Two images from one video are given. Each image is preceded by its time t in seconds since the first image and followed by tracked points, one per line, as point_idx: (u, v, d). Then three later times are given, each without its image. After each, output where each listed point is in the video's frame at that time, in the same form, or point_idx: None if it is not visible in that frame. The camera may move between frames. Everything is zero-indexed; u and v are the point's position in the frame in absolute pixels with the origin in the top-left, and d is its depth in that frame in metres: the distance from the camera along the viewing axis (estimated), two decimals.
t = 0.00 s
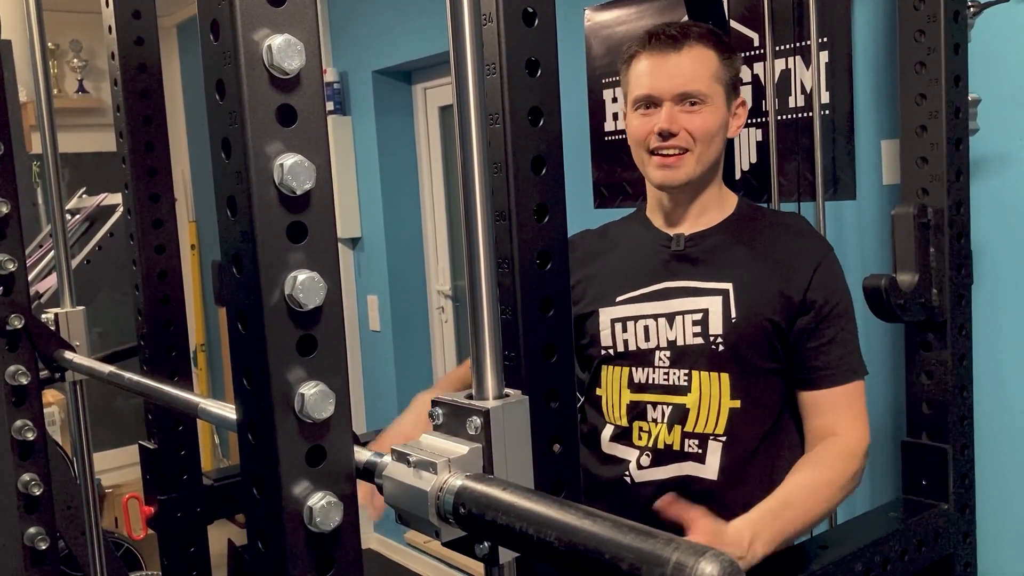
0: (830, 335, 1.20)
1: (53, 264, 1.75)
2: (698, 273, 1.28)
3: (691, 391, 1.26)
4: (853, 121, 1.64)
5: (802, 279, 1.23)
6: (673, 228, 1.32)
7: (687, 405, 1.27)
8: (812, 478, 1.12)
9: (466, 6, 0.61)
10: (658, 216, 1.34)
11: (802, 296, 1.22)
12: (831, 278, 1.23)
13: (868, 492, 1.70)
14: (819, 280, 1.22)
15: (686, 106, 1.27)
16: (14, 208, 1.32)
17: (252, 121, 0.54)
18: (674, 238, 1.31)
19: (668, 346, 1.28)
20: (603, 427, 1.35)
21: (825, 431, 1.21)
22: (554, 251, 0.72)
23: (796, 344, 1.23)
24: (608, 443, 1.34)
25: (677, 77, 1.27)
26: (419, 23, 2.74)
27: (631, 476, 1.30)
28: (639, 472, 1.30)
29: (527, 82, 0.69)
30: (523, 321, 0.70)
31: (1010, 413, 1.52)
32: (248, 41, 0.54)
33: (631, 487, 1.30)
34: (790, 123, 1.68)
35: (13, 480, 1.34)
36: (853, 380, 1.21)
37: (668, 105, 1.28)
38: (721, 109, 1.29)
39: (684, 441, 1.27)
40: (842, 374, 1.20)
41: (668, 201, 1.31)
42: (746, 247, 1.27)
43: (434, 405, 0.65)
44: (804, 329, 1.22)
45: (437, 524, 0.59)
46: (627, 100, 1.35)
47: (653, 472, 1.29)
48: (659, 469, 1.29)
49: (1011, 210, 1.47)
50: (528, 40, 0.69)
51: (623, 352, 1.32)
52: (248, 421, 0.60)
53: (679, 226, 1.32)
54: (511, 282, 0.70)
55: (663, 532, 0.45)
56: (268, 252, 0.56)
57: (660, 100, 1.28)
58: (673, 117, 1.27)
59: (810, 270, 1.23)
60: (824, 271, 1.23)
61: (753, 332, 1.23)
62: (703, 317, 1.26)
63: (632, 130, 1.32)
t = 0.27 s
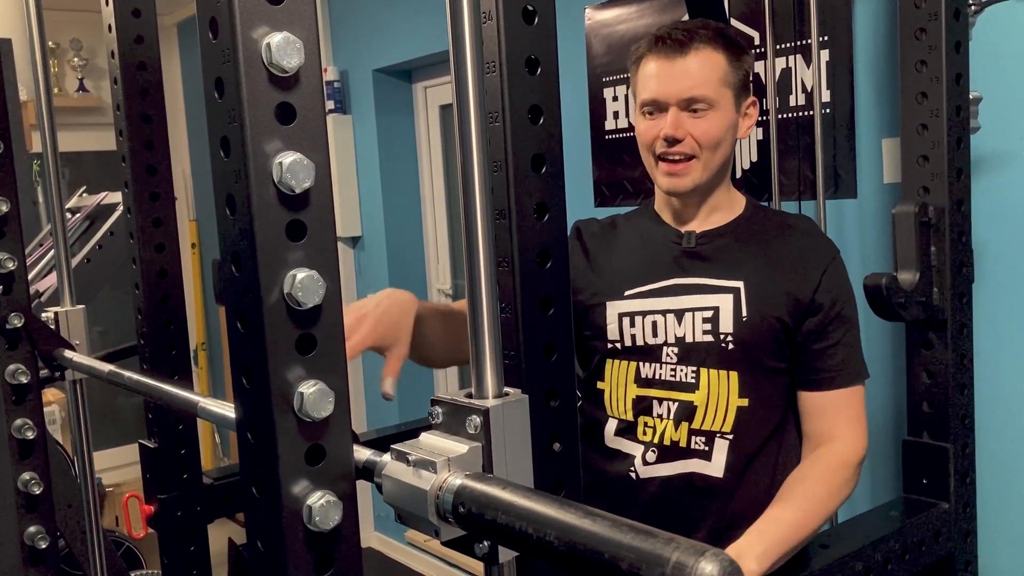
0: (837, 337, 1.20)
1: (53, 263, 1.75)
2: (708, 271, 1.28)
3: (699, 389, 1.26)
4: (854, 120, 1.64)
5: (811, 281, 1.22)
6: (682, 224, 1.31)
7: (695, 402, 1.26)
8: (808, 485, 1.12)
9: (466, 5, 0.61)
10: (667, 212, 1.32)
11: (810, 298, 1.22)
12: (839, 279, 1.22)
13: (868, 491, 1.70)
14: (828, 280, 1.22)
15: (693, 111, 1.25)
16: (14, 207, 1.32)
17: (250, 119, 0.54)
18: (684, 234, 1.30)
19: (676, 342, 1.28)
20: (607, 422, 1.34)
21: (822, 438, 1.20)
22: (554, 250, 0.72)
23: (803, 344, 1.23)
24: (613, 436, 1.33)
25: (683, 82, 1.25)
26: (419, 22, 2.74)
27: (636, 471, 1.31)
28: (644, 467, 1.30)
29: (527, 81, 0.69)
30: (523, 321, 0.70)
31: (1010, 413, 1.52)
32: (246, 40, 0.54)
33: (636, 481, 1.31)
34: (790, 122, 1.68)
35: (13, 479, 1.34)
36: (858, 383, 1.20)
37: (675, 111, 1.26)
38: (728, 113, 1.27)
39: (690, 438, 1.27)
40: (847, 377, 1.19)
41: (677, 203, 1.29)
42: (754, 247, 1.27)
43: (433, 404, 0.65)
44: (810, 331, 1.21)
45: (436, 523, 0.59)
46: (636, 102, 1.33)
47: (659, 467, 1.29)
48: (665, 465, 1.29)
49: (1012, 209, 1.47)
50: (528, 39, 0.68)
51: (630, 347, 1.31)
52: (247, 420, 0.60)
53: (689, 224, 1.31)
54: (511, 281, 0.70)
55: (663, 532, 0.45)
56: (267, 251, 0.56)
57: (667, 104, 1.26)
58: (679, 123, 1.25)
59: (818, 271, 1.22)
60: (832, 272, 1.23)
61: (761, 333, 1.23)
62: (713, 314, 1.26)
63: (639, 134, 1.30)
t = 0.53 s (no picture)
0: (841, 339, 1.20)
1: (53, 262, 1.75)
2: (713, 273, 1.28)
3: (702, 392, 1.26)
4: (856, 118, 1.63)
5: (814, 287, 1.21)
6: (686, 225, 1.30)
7: (698, 405, 1.26)
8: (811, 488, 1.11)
9: (466, 3, 0.60)
10: (672, 211, 1.32)
11: (815, 302, 1.21)
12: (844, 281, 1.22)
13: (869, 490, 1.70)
14: (833, 284, 1.21)
15: (706, 111, 1.25)
16: (14, 206, 1.32)
17: (250, 117, 0.54)
18: (689, 236, 1.29)
19: (680, 345, 1.28)
20: (608, 422, 1.34)
21: (827, 440, 1.20)
22: (554, 248, 0.72)
23: (807, 348, 1.22)
24: (613, 437, 1.33)
25: (696, 81, 1.24)
26: (420, 21, 2.73)
27: (638, 475, 1.30)
28: (646, 470, 1.29)
29: (527, 78, 0.68)
30: (523, 319, 0.70)
31: (1012, 412, 1.52)
32: (245, 37, 0.53)
33: (637, 484, 1.31)
34: (792, 121, 1.68)
35: (13, 478, 1.34)
36: (861, 386, 1.20)
37: (687, 110, 1.25)
38: (739, 112, 1.27)
39: (692, 441, 1.27)
40: (852, 381, 1.19)
41: (683, 203, 1.29)
42: (757, 247, 1.27)
43: (433, 403, 0.65)
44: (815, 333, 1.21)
45: (436, 523, 0.58)
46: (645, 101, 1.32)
47: (661, 471, 1.29)
48: (666, 468, 1.29)
49: (1013, 208, 1.47)
50: (529, 37, 0.68)
51: (633, 348, 1.31)
52: (247, 419, 0.59)
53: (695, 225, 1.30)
54: (511, 279, 0.69)
55: (663, 532, 0.44)
56: (266, 249, 0.55)
57: (679, 103, 1.26)
58: (692, 122, 1.25)
59: (823, 275, 1.22)
60: (837, 274, 1.22)
61: (766, 338, 1.23)
62: (718, 318, 1.25)
63: (649, 133, 1.29)
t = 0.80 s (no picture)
0: (842, 339, 1.19)
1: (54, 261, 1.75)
2: (712, 273, 1.28)
3: (703, 393, 1.25)
4: (857, 117, 1.63)
5: (815, 285, 1.22)
6: (686, 224, 1.30)
7: (699, 406, 1.26)
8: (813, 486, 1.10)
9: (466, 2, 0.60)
10: (671, 210, 1.32)
11: (816, 301, 1.21)
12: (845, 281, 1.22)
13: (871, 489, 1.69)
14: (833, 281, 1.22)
15: (722, 107, 1.25)
16: (14, 205, 1.32)
17: (249, 115, 0.54)
18: (688, 235, 1.29)
19: (680, 345, 1.27)
20: (609, 423, 1.34)
21: (830, 439, 1.19)
22: (555, 247, 0.71)
23: (808, 347, 1.22)
24: (613, 438, 1.33)
25: (715, 75, 1.24)
26: (421, 19, 2.73)
27: (639, 475, 1.30)
28: (647, 471, 1.29)
29: (528, 76, 0.68)
30: (523, 318, 0.69)
31: (1013, 411, 1.51)
32: (245, 35, 0.53)
33: (638, 486, 1.30)
34: (793, 120, 1.67)
35: (13, 477, 1.34)
36: (864, 386, 1.19)
37: (703, 104, 1.25)
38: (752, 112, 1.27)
39: (694, 442, 1.26)
40: (855, 381, 1.18)
41: (684, 199, 1.28)
42: (758, 246, 1.27)
43: (433, 402, 0.65)
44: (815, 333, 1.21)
45: (436, 522, 0.58)
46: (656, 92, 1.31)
47: (663, 471, 1.28)
48: (668, 470, 1.28)
49: (1015, 207, 1.47)
50: (529, 34, 0.68)
51: (633, 349, 1.31)
52: (246, 418, 0.59)
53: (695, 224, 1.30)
54: (511, 278, 0.69)
55: (664, 531, 0.44)
56: (265, 248, 0.55)
57: (696, 96, 1.25)
58: (708, 117, 1.24)
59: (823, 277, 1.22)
60: (838, 273, 1.22)
61: (767, 338, 1.23)
62: (717, 318, 1.25)
63: (661, 123, 1.29)
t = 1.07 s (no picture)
0: (839, 337, 1.20)
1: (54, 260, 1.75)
2: (708, 272, 1.27)
3: (701, 391, 1.25)
4: (857, 116, 1.63)
5: (812, 283, 1.22)
6: (683, 223, 1.30)
7: (697, 405, 1.25)
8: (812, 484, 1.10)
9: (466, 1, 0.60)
10: (667, 209, 1.31)
11: (812, 299, 1.22)
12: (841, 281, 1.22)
13: (872, 488, 1.69)
14: (829, 280, 1.22)
15: (721, 104, 1.25)
16: (14, 204, 1.32)
17: (249, 114, 0.54)
18: (685, 234, 1.29)
19: (677, 344, 1.27)
20: (607, 422, 1.33)
21: (826, 437, 1.20)
22: (555, 247, 0.71)
23: (804, 346, 1.23)
24: (609, 438, 1.32)
25: (715, 72, 1.24)
26: (421, 19, 2.73)
27: (638, 475, 1.30)
28: (646, 470, 1.29)
29: (528, 76, 0.68)
30: (524, 318, 0.69)
31: (1014, 410, 1.51)
32: (245, 35, 0.53)
33: (638, 485, 1.30)
34: (793, 119, 1.67)
35: (14, 476, 1.35)
36: (858, 383, 1.20)
37: (703, 101, 1.25)
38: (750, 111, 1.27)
39: (692, 441, 1.26)
40: (845, 380, 1.19)
41: (681, 197, 1.28)
42: (755, 245, 1.27)
43: (434, 401, 0.65)
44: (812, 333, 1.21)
45: (436, 521, 0.58)
46: (655, 89, 1.31)
47: (662, 470, 1.28)
48: (667, 469, 1.28)
49: (1016, 206, 1.47)
50: (529, 33, 0.68)
51: (630, 348, 1.30)
52: (246, 417, 0.59)
53: (692, 223, 1.29)
54: (512, 278, 0.69)
55: (664, 530, 0.44)
56: (266, 247, 0.55)
57: (695, 93, 1.25)
58: (708, 114, 1.24)
59: (818, 276, 1.22)
60: (833, 272, 1.23)
61: (764, 336, 1.23)
62: (714, 316, 1.25)
63: (660, 120, 1.28)
